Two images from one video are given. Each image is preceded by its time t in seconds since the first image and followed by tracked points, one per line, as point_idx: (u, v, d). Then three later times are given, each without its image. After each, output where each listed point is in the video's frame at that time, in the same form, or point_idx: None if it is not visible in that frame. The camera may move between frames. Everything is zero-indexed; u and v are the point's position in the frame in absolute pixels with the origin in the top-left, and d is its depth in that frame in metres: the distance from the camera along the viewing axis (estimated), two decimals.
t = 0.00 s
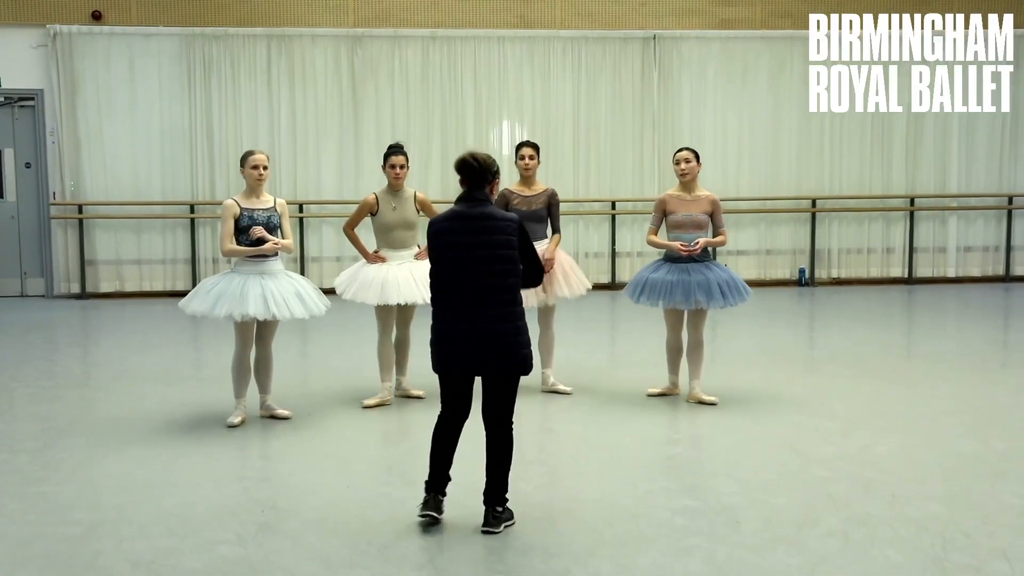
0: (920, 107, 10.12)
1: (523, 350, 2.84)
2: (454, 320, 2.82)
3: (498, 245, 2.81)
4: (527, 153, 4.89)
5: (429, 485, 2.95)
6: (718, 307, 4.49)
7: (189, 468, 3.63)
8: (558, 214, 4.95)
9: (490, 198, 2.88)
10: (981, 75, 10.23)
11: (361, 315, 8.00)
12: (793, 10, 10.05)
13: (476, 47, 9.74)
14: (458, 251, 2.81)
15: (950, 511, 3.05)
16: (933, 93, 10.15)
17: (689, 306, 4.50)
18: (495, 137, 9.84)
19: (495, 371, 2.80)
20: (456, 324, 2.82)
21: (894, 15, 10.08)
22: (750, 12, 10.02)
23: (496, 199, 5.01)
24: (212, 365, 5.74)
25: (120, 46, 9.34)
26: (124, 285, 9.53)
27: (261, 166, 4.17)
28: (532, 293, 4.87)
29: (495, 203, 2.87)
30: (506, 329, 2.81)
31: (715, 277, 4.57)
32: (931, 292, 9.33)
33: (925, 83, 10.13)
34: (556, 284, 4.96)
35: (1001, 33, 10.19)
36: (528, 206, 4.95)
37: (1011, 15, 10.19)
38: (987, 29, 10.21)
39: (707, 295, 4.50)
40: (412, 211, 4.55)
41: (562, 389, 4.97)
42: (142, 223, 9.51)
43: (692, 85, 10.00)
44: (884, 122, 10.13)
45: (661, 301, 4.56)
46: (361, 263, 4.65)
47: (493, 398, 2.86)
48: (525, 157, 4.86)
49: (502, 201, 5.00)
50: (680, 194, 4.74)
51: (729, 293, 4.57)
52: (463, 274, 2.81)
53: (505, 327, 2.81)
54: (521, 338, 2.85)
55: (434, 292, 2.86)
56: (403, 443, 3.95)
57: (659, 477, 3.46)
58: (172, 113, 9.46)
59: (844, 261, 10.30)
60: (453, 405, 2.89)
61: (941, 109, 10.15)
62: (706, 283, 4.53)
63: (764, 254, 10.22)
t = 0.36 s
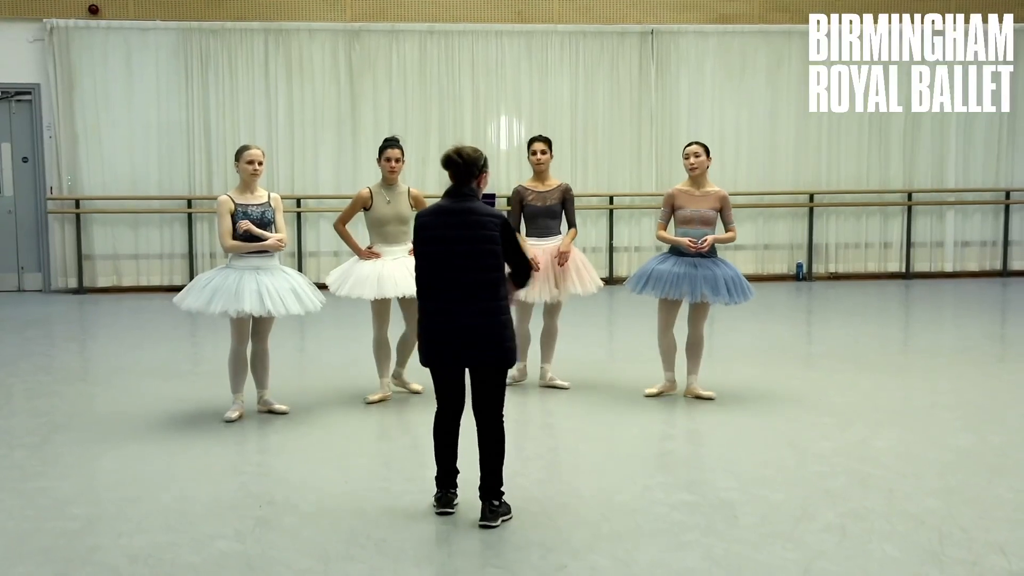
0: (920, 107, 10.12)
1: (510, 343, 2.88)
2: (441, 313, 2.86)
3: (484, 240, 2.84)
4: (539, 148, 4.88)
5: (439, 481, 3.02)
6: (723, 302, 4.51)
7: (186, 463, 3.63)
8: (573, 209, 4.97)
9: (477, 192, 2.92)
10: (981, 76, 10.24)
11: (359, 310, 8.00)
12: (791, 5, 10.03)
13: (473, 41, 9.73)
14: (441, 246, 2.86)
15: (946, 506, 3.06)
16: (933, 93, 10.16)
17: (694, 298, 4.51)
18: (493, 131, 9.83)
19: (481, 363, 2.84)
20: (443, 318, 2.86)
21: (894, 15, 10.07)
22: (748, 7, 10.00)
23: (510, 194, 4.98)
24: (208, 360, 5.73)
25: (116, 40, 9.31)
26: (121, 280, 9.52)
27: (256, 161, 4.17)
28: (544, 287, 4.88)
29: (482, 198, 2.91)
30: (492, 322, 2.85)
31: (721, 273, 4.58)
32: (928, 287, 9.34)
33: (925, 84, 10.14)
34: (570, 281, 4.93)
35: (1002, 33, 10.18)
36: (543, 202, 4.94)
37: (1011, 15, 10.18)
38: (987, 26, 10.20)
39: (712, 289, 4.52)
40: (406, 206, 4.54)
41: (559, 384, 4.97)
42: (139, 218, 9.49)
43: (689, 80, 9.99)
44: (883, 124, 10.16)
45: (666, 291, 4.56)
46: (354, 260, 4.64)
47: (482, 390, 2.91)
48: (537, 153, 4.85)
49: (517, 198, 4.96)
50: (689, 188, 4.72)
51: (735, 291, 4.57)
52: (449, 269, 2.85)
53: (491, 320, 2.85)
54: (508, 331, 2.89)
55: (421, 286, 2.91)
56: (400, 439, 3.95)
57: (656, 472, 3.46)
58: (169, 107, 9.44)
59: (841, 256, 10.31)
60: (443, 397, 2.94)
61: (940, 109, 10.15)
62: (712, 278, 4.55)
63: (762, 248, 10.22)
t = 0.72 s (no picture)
0: (920, 108, 10.13)
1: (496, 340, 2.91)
2: (427, 311, 2.88)
3: (470, 238, 2.88)
4: (545, 147, 4.89)
5: (437, 480, 3.02)
6: (726, 302, 4.53)
7: (185, 462, 3.62)
8: (576, 209, 4.99)
9: (463, 190, 2.95)
10: (981, 75, 10.25)
11: (358, 309, 7.99)
12: (790, 5, 10.03)
13: (471, 41, 9.72)
14: (430, 246, 2.88)
15: (945, 505, 3.06)
16: (933, 93, 10.16)
17: (699, 298, 4.51)
18: (491, 132, 9.82)
19: (470, 360, 2.87)
20: (429, 316, 2.88)
21: (894, 15, 10.07)
22: (747, 7, 9.99)
23: (515, 192, 4.97)
24: (206, 360, 5.72)
25: (115, 39, 9.31)
26: (119, 279, 9.52)
27: (254, 161, 4.17)
28: (545, 286, 4.89)
29: (468, 195, 2.94)
30: (479, 320, 2.88)
31: (723, 273, 4.59)
32: (926, 287, 9.36)
33: (925, 83, 10.15)
34: (571, 280, 4.93)
35: (1001, 33, 10.19)
36: (548, 202, 4.93)
37: (1011, 14, 10.20)
38: (987, 26, 10.20)
39: (716, 289, 4.53)
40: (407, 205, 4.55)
41: (557, 384, 4.98)
42: (137, 217, 9.48)
43: (688, 80, 9.99)
44: (882, 122, 10.15)
45: (670, 292, 4.53)
46: (354, 261, 4.64)
47: (469, 387, 2.94)
48: (542, 153, 4.86)
49: (522, 196, 4.93)
50: (687, 188, 4.73)
51: (735, 290, 4.59)
52: (435, 267, 2.87)
53: (479, 318, 2.88)
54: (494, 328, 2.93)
55: (406, 284, 2.92)
56: (398, 439, 3.94)
57: (654, 471, 3.46)
58: (167, 107, 9.43)
59: (839, 256, 10.32)
60: (430, 396, 2.95)
61: (940, 109, 10.16)
62: (715, 278, 4.55)
63: (760, 248, 10.23)
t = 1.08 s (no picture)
0: (920, 108, 10.14)
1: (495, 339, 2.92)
2: (424, 311, 2.89)
3: (467, 237, 2.88)
4: (545, 147, 4.89)
5: (436, 480, 3.03)
6: (723, 302, 4.53)
7: (183, 462, 3.62)
8: (575, 209, 4.99)
9: (460, 189, 2.95)
10: (981, 76, 10.25)
11: (356, 309, 7.99)
12: (790, 5, 10.03)
13: (470, 41, 9.72)
14: (429, 245, 2.88)
15: (943, 504, 3.07)
16: (932, 93, 10.17)
17: (694, 300, 4.50)
18: (490, 131, 9.82)
19: (467, 359, 2.88)
20: (426, 316, 2.89)
21: (894, 15, 10.08)
22: (747, 6, 9.99)
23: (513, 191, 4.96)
24: (205, 360, 5.72)
25: (114, 39, 9.30)
26: (118, 279, 9.52)
27: (252, 160, 4.16)
28: (545, 288, 4.87)
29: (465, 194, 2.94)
30: (477, 319, 2.88)
31: (719, 272, 4.60)
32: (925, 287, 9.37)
33: (925, 83, 10.15)
34: (571, 281, 4.93)
35: (1002, 33, 10.19)
36: (547, 202, 4.93)
37: (1011, 14, 10.20)
38: (987, 26, 10.20)
39: (712, 290, 4.53)
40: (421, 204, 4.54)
41: (557, 384, 4.98)
42: (136, 216, 9.47)
43: (687, 80, 9.99)
44: (882, 122, 10.15)
45: (665, 293, 4.53)
46: (370, 263, 4.59)
47: (467, 386, 2.94)
48: (543, 152, 4.85)
49: (520, 195, 4.93)
50: (684, 188, 4.73)
51: (732, 290, 4.59)
52: (432, 266, 2.88)
53: (475, 318, 2.88)
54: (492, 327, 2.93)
55: (404, 284, 2.93)
56: (396, 438, 3.94)
57: (653, 471, 3.46)
58: (166, 107, 9.43)
59: (838, 256, 10.33)
60: (428, 395, 2.96)
61: (940, 109, 10.16)
62: (711, 278, 4.56)
63: (759, 248, 10.24)
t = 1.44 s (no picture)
0: (920, 108, 10.14)
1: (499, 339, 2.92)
2: (429, 311, 2.90)
3: (472, 237, 2.88)
4: (543, 147, 4.89)
5: (436, 479, 3.03)
6: (719, 304, 4.53)
7: (184, 462, 3.62)
8: (576, 209, 4.99)
9: (466, 188, 2.95)
10: (981, 76, 10.26)
11: (356, 309, 7.99)
12: (790, 5, 10.03)
13: (470, 41, 9.73)
14: (433, 245, 2.89)
15: (942, 504, 3.07)
16: (932, 93, 10.18)
17: (690, 300, 4.52)
18: (491, 131, 9.83)
19: (471, 359, 2.89)
20: (431, 315, 2.90)
21: (894, 15, 10.08)
22: (746, 7, 9.99)
23: (513, 191, 4.98)
24: (205, 360, 5.72)
25: (114, 39, 9.31)
26: (118, 279, 9.52)
27: (248, 160, 4.17)
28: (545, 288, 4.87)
29: (471, 194, 2.94)
30: (481, 319, 2.89)
31: (716, 273, 4.59)
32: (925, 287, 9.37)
33: (925, 83, 10.16)
34: (571, 281, 4.94)
35: (1002, 33, 10.19)
36: (547, 201, 4.93)
37: (1011, 15, 10.21)
38: (987, 26, 10.21)
39: (708, 290, 4.52)
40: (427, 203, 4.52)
41: (557, 384, 4.98)
42: (136, 216, 9.47)
43: (688, 80, 10.00)
44: (882, 122, 10.16)
45: (661, 294, 4.55)
46: (375, 261, 4.58)
47: (472, 385, 2.95)
48: (540, 152, 4.86)
49: (519, 196, 4.94)
50: (681, 188, 4.74)
51: (730, 291, 4.58)
52: (436, 265, 2.88)
53: (480, 318, 2.89)
54: (497, 328, 2.93)
55: (408, 283, 2.94)
56: (396, 438, 3.94)
57: (653, 471, 3.46)
58: (166, 107, 9.43)
59: (838, 256, 10.33)
60: (432, 394, 2.97)
61: (940, 109, 10.17)
62: (707, 278, 4.55)
63: (759, 248, 10.24)
